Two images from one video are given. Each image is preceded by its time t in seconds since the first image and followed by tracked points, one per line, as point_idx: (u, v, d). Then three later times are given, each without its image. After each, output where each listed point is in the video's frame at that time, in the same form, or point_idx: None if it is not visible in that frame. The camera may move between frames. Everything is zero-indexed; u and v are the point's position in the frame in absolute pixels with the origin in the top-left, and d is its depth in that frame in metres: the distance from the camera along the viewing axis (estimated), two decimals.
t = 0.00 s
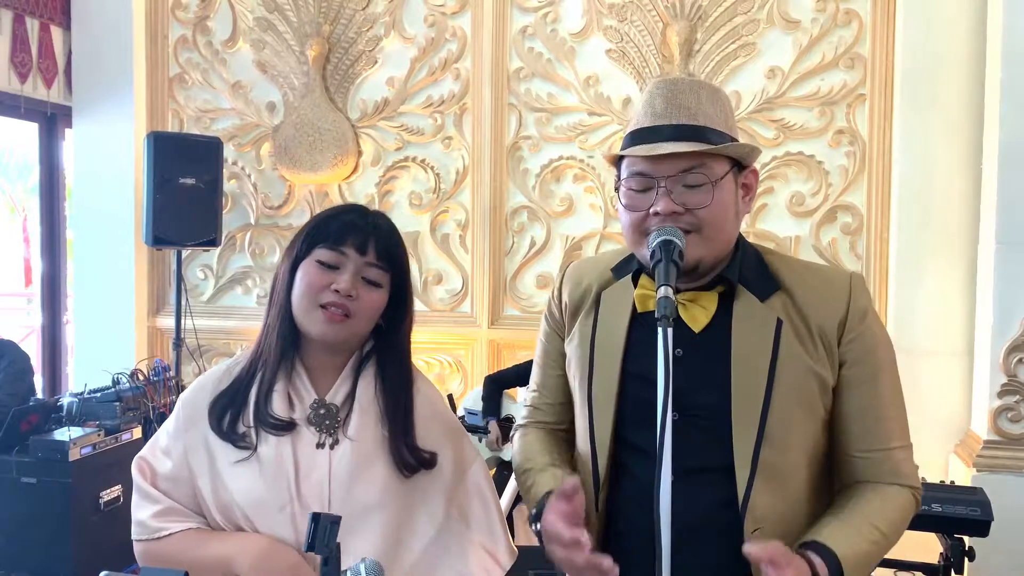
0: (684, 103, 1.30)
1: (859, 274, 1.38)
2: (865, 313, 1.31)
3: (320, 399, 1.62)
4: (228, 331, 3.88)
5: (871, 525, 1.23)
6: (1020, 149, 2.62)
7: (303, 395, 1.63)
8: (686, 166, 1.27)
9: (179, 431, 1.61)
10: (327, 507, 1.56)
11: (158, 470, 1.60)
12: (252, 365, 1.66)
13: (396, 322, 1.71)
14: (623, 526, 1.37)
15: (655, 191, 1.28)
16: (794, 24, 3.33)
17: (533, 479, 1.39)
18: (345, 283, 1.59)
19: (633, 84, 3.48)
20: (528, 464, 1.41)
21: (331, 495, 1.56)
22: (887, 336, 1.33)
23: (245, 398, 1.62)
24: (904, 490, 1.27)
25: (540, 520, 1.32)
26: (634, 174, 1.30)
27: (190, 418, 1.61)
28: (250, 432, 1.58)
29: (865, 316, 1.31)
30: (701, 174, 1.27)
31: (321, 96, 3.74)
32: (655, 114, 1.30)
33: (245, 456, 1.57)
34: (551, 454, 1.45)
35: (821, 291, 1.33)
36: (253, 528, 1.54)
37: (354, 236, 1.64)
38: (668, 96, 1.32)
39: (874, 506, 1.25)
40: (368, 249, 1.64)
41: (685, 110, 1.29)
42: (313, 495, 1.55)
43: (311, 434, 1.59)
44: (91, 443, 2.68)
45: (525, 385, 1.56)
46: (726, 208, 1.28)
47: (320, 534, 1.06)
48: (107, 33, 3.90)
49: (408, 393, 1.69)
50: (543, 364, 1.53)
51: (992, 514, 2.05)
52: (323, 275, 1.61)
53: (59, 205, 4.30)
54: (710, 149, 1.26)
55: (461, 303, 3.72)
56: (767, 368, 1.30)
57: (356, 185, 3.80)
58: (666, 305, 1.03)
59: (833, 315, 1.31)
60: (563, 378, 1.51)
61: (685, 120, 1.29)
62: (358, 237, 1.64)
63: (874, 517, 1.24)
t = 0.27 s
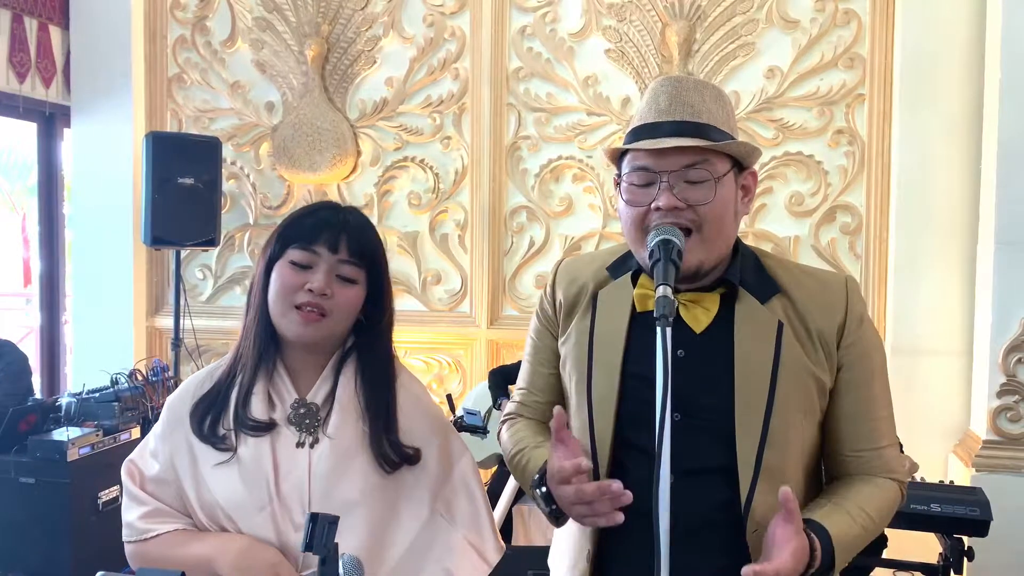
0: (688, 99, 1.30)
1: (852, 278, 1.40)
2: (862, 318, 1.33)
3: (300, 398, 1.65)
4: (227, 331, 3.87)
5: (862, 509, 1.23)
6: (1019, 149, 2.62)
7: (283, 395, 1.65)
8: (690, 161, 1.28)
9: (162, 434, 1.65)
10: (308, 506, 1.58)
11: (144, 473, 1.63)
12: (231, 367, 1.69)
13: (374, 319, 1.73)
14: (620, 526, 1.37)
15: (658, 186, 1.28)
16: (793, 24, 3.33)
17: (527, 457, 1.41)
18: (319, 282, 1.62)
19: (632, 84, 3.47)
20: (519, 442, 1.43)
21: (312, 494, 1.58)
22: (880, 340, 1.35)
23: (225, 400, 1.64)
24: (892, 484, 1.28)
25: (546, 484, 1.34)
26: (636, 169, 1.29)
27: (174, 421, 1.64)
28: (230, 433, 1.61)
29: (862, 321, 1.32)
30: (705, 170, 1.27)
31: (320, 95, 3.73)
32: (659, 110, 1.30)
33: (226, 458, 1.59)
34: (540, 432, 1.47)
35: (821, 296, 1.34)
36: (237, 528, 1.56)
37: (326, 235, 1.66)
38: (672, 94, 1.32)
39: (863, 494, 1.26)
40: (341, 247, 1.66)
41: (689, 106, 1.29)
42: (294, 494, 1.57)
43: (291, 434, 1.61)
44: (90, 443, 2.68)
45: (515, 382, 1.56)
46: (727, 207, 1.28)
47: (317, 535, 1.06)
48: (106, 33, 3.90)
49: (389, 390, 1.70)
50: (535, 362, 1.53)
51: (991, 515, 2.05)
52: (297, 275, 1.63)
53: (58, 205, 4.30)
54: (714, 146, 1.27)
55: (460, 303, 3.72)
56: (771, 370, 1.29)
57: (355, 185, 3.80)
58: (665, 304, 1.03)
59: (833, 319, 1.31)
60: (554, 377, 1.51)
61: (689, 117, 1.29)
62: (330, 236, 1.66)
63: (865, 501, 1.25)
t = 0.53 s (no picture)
0: (684, 97, 1.30)
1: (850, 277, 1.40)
2: (861, 317, 1.33)
3: (294, 400, 1.64)
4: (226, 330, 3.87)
5: (860, 524, 1.24)
6: (1019, 148, 2.62)
7: (277, 397, 1.64)
8: (687, 157, 1.28)
9: (154, 440, 1.64)
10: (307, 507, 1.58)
11: (138, 479, 1.62)
12: (220, 371, 1.68)
13: (362, 318, 1.70)
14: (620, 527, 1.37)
15: (655, 184, 1.28)
16: (792, 24, 3.33)
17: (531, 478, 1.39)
18: (305, 285, 1.60)
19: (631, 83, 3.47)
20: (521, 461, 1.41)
21: (311, 495, 1.57)
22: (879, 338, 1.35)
23: (216, 404, 1.63)
24: (887, 482, 1.28)
25: (551, 517, 1.30)
26: (633, 167, 1.30)
27: (165, 427, 1.63)
28: (223, 438, 1.60)
29: (861, 319, 1.32)
30: (702, 167, 1.28)
31: (319, 95, 3.73)
32: (656, 108, 1.30)
33: (221, 462, 1.59)
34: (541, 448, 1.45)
35: (820, 295, 1.34)
36: (237, 531, 1.56)
37: (308, 237, 1.64)
38: (668, 92, 1.32)
39: (860, 505, 1.26)
40: (322, 248, 1.64)
41: (685, 103, 1.29)
42: (293, 495, 1.57)
43: (286, 436, 1.61)
44: (88, 443, 2.67)
45: (514, 386, 1.55)
46: (724, 205, 1.28)
47: (316, 535, 1.06)
48: (105, 33, 3.90)
49: (382, 388, 1.70)
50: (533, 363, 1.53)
51: (991, 515, 2.05)
52: (283, 279, 1.62)
53: (56, 205, 4.30)
54: (711, 143, 1.27)
55: (459, 303, 3.72)
56: (770, 371, 1.29)
57: (354, 185, 3.79)
58: (665, 302, 1.03)
59: (833, 318, 1.31)
60: (552, 379, 1.50)
61: (685, 114, 1.28)
62: (312, 237, 1.64)
63: (862, 514, 1.25)
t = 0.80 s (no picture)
0: (676, 102, 1.29)
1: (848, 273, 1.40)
2: (861, 314, 1.33)
3: (309, 395, 1.62)
4: (224, 330, 3.87)
5: (865, 505, 1.25)
6: (1016, 148, 2.62)
7: (291, 393, 1.61)
8: (681, 166, 1.27)
9: (164, 439, 1.60)
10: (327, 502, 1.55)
11: (149, 479, 1.60)
12: (230, 368, 1.64)
13: (370, 314, 1.68)
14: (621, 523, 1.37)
15: (650, 191, 1.28)
16: (790, 24, 3.33)
17: (527, 457, 1.41)
18: (316, 283, 1.58)
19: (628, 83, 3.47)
20: (518, 442, 1.43)
21: (331, 490, 1.55)
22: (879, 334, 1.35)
23: (227, 402, 1.60)
24: (892, 469, 1.29)
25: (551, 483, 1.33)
26: (627, 175, 1.29)
27: (175, 426, 1.60)
28: (238, 435, 1.57)
29: (861, 316, 1.33)
30: (697, 174, 1.27)
31: (317, 95, 3.73)
32: (647, 114, 1.30)
33: (238, 460, 1.56)
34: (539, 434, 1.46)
35: (820, 291, 1.34)
36: (256, 528, 1.54)
37: (314, 235, 1.61)
38: (659, 95, 1.31)
39: (866, 488, 1.27)
40: (329, 245, 1.61)
41: (677, 109, 1.29)
42: (313, 491, 1.55)
43: (303, 431, 1.59)
44: (86, 442, 2.67)
45: (511, 386, 1.54)
46: (721, 207, 1.29)
47: (312, 532, 1.07)
48: (103, 32, 3.89)
49: (394, 383, 1.68)
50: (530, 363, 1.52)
51: (989, 513, 2.05)
52: (292, 277, 1.59)
53: (54, 204, 4.29)
54: (706, 149, 1.26)
55: (457, 303, 3.72)
56: (771, 368, 1.29)
57: (352, 184, 3.79)
58: (662, 302, 1.03)
59: (833, 315, 1.31)
60: (552, 378, 1.50)
61: (679, 120, 1.28)
62: (318, 234, 1.61)
63: (868, 496, 1.26)
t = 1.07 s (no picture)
0: (669, 96, 1.30)
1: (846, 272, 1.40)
2: (859, 313, 1.33)
3: (332, 399, 1.60)
4: (221, 330, 3.86)
5: (860, 519, 1.25)
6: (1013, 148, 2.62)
7: (314, 396, 1.60)
8: (677, 158, 1.28)
9: (183, 439, 1.58)
10: (352, 506, 1.54)
11: (165, 480, 1.58)
12: (250, 369, 1.63)
13: (389, 318, 1.67)
14: (620, 523, 1.37)
15: (646, 185, 1.28)
16: (787, 23, 3.33)
17: (534, 483, 1.41)
18: (334, 285, 1.58)
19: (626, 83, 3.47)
20: (524, 468, 1.42)
21: (356, 493, 1.54)
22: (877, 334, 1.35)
23: (248, 403, 1.58)
24: (884, 476, 1.30)
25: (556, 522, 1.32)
26: (624, 170, 1.29)
27: (194, 427, 1.58)
28: (259, 437, 1.55)
29: (860, 314, 1.33)
30: (693, 166, 1.28)
31: (314, 94, 3.72)
32: (642, 109, 1.30)
33: (262, 462, 1.54)
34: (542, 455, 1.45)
35: (819, 291, 1.34)
36: (277, 532, 1.52)
37: (331, 236, 1.61)
38: (652, 92, 1.32)
39: (860, 500, 1.27)
40: (347, 245, 1.61)
41: (671, 103, 1.29)
42: (338, 495, 1.53)
43: (327, 434, 1.57)
44: (82, 443, 2.66)
45: (511, 385, 1.54)
46: (718, 201, 1.29)
47: (306, 533, 1.07)
48: (99, 32, 3.89)
49: (414, 387, 1.67)
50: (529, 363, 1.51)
51: (986, 513, 2.05)
52: (312, 279, 1.59)
53: (50, 204, 4.28)
54: (700, 140, 1.27)
55: (454, 303, 3.71)
56: (771, 367, 1.29)
57: (349, 184, 3.79)
58: (656, 301, 1.03)
59: (832, 314, 1.31)
60: (551, 378, 1.49)
61: (672, 113, 1.29)
62: (337, 236, 1.61)
63: (863, 508, 1.26)
